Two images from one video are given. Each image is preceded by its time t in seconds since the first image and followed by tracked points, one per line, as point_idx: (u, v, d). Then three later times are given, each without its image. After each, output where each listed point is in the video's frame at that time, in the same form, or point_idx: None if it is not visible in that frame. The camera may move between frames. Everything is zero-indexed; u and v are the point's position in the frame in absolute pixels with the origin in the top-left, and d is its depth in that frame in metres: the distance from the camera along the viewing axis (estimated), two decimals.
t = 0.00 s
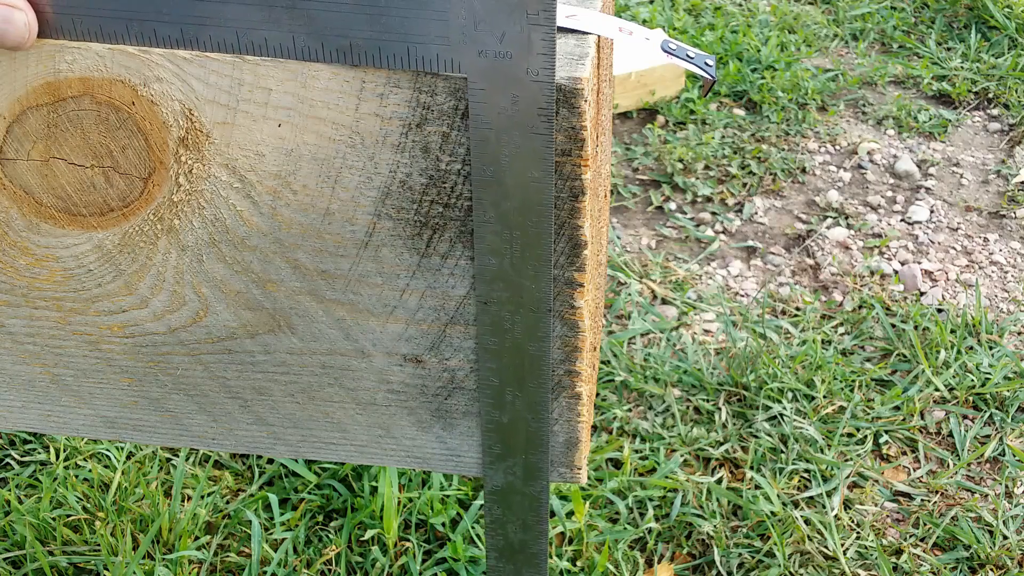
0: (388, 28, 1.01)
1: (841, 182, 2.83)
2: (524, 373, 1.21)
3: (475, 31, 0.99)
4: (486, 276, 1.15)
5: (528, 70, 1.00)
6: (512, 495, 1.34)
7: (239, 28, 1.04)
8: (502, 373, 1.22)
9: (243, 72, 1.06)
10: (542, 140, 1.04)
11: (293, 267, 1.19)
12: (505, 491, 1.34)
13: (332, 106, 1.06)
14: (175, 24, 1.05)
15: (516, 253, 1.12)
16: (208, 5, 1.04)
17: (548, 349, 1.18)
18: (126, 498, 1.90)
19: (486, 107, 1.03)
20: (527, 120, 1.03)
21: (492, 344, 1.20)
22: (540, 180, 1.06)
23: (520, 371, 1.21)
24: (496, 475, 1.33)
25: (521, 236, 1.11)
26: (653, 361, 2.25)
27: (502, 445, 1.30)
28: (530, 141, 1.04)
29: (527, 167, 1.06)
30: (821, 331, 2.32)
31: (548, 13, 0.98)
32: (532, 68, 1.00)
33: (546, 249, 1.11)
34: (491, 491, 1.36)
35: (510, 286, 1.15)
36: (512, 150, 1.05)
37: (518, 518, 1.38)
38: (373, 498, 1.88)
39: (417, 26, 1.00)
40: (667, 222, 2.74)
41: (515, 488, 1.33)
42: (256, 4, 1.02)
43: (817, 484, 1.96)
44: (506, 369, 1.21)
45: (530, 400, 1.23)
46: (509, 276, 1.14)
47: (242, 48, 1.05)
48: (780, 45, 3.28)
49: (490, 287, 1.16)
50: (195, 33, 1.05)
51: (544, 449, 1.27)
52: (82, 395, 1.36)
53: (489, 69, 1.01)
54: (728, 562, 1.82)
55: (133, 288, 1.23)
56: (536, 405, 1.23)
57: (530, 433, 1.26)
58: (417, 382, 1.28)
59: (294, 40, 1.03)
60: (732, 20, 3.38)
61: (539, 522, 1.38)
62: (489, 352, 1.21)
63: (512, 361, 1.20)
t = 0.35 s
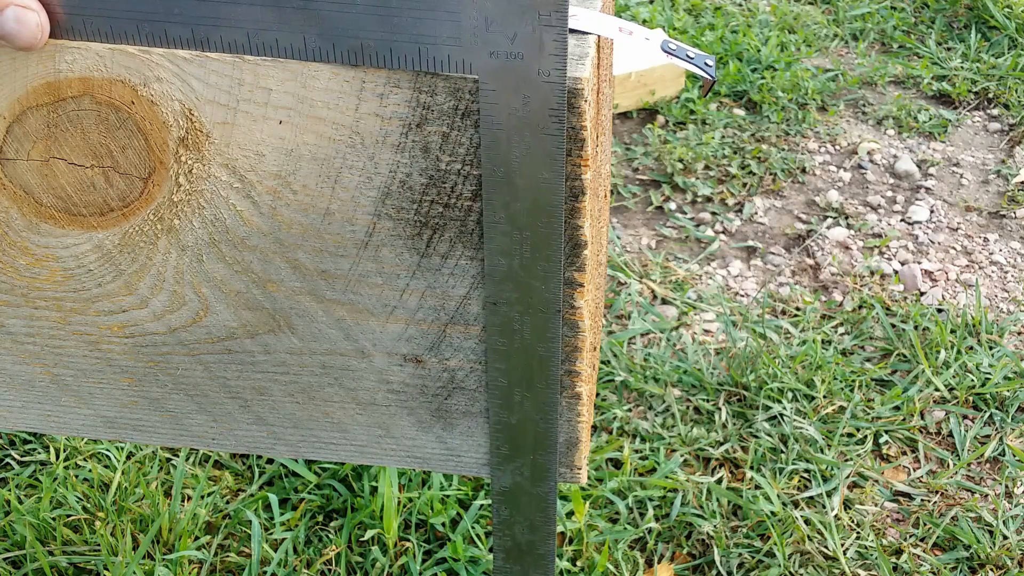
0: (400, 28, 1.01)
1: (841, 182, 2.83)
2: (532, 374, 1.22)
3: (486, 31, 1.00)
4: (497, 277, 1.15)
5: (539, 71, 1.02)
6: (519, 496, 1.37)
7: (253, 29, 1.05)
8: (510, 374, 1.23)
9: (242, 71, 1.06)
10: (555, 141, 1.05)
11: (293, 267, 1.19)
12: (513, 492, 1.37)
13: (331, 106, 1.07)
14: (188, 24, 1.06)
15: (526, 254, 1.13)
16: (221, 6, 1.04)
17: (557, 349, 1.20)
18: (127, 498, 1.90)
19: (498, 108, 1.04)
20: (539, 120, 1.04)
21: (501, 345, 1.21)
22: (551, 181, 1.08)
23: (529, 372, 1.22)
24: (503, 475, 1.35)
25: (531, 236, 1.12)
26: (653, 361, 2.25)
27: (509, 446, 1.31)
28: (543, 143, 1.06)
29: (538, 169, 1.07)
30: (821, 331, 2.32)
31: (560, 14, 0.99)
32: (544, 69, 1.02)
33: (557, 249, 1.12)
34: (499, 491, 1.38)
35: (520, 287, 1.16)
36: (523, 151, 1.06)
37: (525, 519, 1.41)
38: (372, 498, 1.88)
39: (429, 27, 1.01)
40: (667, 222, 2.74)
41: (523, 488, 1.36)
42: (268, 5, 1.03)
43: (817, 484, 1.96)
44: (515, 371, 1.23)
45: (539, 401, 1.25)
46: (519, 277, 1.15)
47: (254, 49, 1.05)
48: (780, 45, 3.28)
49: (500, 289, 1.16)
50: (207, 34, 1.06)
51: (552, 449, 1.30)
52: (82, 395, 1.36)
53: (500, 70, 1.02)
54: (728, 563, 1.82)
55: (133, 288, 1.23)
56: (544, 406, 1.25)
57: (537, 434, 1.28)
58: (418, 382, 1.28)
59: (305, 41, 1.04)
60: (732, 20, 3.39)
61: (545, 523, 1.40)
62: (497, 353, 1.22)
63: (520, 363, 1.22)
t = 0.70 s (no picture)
0: (407, 29, 1.02)
1: (841, 182, 2.83)
2: (538, 374, 1.22)
3: (494, 32, 1.01)
4: (502, 277, 1.16)
5: (546, 71, 1.02)
6: (524, 496, 1.37)
7: (259, 30, 1.05)
8: (515, 374, 1.24)
9: (242, 71, 1.06)
10: (560, 141, 1.06)
11: (293, 267, 1.19)
12: (517, 492, 1.37)
13: (331, 106, 1.07)
14: (195, 24, 1.06)
15: (532, 254, 1.14)
16: (227, 7, 1.05)
17: (562, 350, 1.20)
18: (126, 498, 1.90)
19: (504, 109, 1.04)
20: (545, 120, 1.04)
21: (506, 345, 1.21)
22: (557, 182, 1.08)
23: (534, 373, 1.22)
24: (508, 476, 1.36)
25: (536, 237, 1.12)
26: (653, 361, 2.25)
27: (513, 446, 1.31)
28: (549, 143, 1.06)
29: (546, 170, 1.08)
30: (821, 331, 2.32)
31: (568, 15, 0.99)
32: (551, 70, 1.02)
33: (563, 250, 1.13)
34: (503, 492, 1.38)
35: (526, 288, 1.16)
36: (529, 152, 1.07)
37: (530, 519, 1.41)
38: (372, 498, 1.88)
39: (436, 28, 1.01)
40: (667, 222, 2.74)
41: (527, 489, 1.36)
42: (275, 6, 1.03)
43: (817, 484, 1.96)
44: (520, 371, 1.23)
45: (543, 402, 1.25)
46: (525, 278, 1.15)
47: (260, 49, 1.05)
48: (780, 45, 3.28)
49: (505, 289, 1.17)
50: (213, 34, 1.06)
51: (557, 450, 1.30)
52: (82, 395, 1.37)
53: (507, 70, 1.02)
54: (728, 563, 1.82)
55: (133, 288, 1.23)
56: (549, 406, 1.25)
57: (542, 434, 1.28)
58: (418, 382, 1.28)
59: (312, 42, 1.04)
60: (732, 20, 3.39)
61: (549, 523, 1.40)
62: (503, 353, 1.22)
63: (526, 364, 1.22)
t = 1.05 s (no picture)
0: (411, 29, 1.02)
1: (841, 182, 2.83)
2: (540, 375, 1.22)
3: (498, 32, 1.01)
4: (505, 277, 1.16)
5: (550, 71, 1.02)
6: (527, 497, 1.37)
7: (263, 31, 1.05)
8: (518, 375, 1.24)
9: (243, 71, 1.06)
10: (563, 141, 1.05)
11: (294, 267, 1.19)
12: (520, 494, 1.37)
13: (332, 106, 1.07)
14: (198, 25, 1.06)
15: (535, 255, 1.13)
16: (231, 6, 1.05)
17: (565, 351, 1.20)
18: (126, 498, 1.90)
19: (508, 108, 1.05)
20: (548, 120, 1.04)
21: (509, 347, 1.21)
22: (561, 182, 1.08)
23: (537, 373, 1.22)
24: (511, 477, 1.35)
25: (539, 237, 1.12)
26: (653, 360, 2.25)
27: (516, 447, 1.31)
28: (552, 143, 1.06)
29: (548, 170, 1.08)
30: (821, 331, 2.32)
31: (572, 14, 0.99)
32: (555, 70, 1.02)
33: (566, 251, 1.12)
34: (505, 493, 1.38)
35: (529, 288, 1.16)
36: (533, 152, 1.07)
37: (532, 520, 1.41)
38: (372, 498, 1.88)
39: (440, 28, 1.01)
40: (667, 222, 2.74)
41: (530, 490, 1.36)
42: (279, 6, 1.03)
43: (817, 484, 1.96)
44: (522, 371, 1.23)
45: (546, 403, 1.25)
46: (527, 277, 1.15)
47: (264, 49, 1.05)
48: (780, 45, 3.28)
49: (509, 290, 1.17)
50: (216, 34, 1.06)
51: (560, 451, 1.30)
52: (82, 395, 1.36)
53: (511, 70, 1.02)
54: (728, 562, 1.82)
55: (133, 288, 1.23)
56: (551, 407, 1.25)
57: (545, 435, 1.28)
58: (418, 382, 1.28)
59: (316, 42, 1.04)
60: (732, 20, 3.39)
61: (552, 525, 1.40)
62: (506, 354, 1.22)
63: (529, 364, 1.22)
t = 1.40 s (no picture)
0: (412, 29, 1.02)
1: (841, 182, 2.83)
2: (541, 375, 1.23)
3: (498, 32, 1.01)
4: (505, 278, 1.16)
5: (550, 71, 1.02)
6: (527, 497, 1.37)
7: (264, 31, 1.05)
8: (518, 375, 1.24)
9: (243, 72, 1.06)
10: (563, 141, 1.05)
11: (293, 267, 1.19)
12: (521, 494, 1.37)
13: (332, 106, 1.07)
14: (198, 25, 1.06)
15: (535, 255, 1.14)
16: (232, 7, 1.05)
17: (566, 351, 1.20)
18: (126, 498, 1.90)
19: (508, 109, 1.05)
20: (549, 121, 1.04)
21: (509, 347, 1.21)
22: (561, 182, 1.08)
23: (537, 373, 1.22)
24: (511, 477, 1.35)
25: (538, 238, 1.12)
26: (653, 360, 2.25)
27: (517, 447, 1.32)
28: (552, 143, 1.06)
29: (549, 170, 1.08)
30: (821, 331, 2.32)
31: (572, 15, 0.99)
32: (555, 70, 1.02)
33: (566, 251, 1.13)
34: (505, 493, 1.38)
35: (529, 288, 1.16)
36: (533, 152, 1.07)
37: (533, 520, 1.41)
38: (372, 498, 1.88)
39: (440, 28, 1.01)
40: (667, 222, 2.74)
41: (530, 489, 1.36)
42: (279, 6, 1.03)
43: (817, 484, 1.96)
44: (523, 371, 1.23)
45: (547, 403, 1.25)
46: (527, 277, 1.15)
47: (265, 50, 1.05)
48: (780, 45, 3.28)
49: (509, 290, 1.17)
50: (216, 34, 1.06)
51: (560, 450, 1.30)
52: (82, 395, 1.37)
53: (511, 70, 1.02)
54: (728, 562, 1.82)
55: (133, 288, 1.23)
56: (552, 407, 1.25)
57: (545, 435, 1.28)
58: (418, 382, 1.28)
59: (316, 42, 1.04)
60: (732, 20, 3.39)
61: (552, 524, 1.40)
62: (506, 354, 1.22)
63: (529, 364, 1.22)
